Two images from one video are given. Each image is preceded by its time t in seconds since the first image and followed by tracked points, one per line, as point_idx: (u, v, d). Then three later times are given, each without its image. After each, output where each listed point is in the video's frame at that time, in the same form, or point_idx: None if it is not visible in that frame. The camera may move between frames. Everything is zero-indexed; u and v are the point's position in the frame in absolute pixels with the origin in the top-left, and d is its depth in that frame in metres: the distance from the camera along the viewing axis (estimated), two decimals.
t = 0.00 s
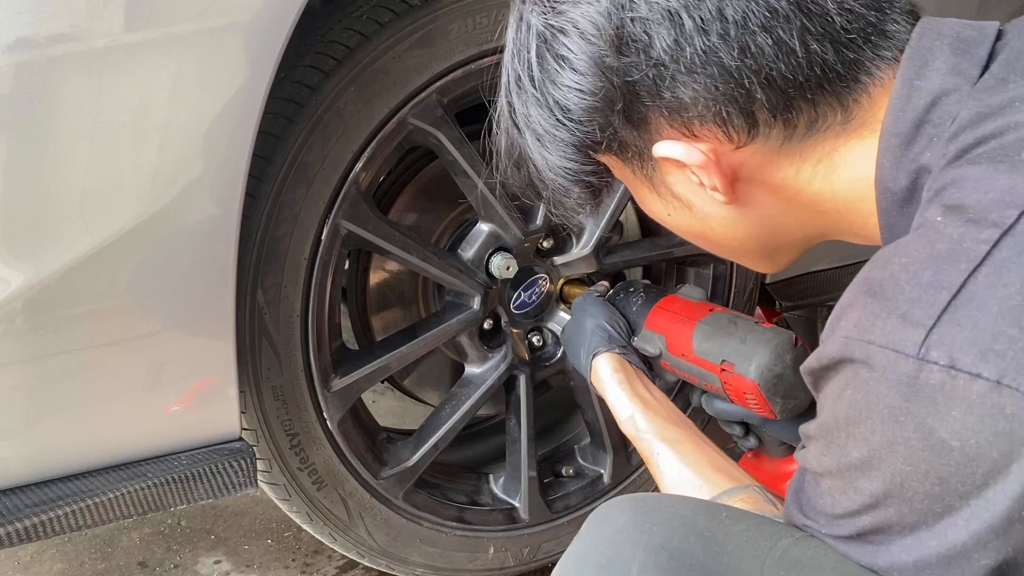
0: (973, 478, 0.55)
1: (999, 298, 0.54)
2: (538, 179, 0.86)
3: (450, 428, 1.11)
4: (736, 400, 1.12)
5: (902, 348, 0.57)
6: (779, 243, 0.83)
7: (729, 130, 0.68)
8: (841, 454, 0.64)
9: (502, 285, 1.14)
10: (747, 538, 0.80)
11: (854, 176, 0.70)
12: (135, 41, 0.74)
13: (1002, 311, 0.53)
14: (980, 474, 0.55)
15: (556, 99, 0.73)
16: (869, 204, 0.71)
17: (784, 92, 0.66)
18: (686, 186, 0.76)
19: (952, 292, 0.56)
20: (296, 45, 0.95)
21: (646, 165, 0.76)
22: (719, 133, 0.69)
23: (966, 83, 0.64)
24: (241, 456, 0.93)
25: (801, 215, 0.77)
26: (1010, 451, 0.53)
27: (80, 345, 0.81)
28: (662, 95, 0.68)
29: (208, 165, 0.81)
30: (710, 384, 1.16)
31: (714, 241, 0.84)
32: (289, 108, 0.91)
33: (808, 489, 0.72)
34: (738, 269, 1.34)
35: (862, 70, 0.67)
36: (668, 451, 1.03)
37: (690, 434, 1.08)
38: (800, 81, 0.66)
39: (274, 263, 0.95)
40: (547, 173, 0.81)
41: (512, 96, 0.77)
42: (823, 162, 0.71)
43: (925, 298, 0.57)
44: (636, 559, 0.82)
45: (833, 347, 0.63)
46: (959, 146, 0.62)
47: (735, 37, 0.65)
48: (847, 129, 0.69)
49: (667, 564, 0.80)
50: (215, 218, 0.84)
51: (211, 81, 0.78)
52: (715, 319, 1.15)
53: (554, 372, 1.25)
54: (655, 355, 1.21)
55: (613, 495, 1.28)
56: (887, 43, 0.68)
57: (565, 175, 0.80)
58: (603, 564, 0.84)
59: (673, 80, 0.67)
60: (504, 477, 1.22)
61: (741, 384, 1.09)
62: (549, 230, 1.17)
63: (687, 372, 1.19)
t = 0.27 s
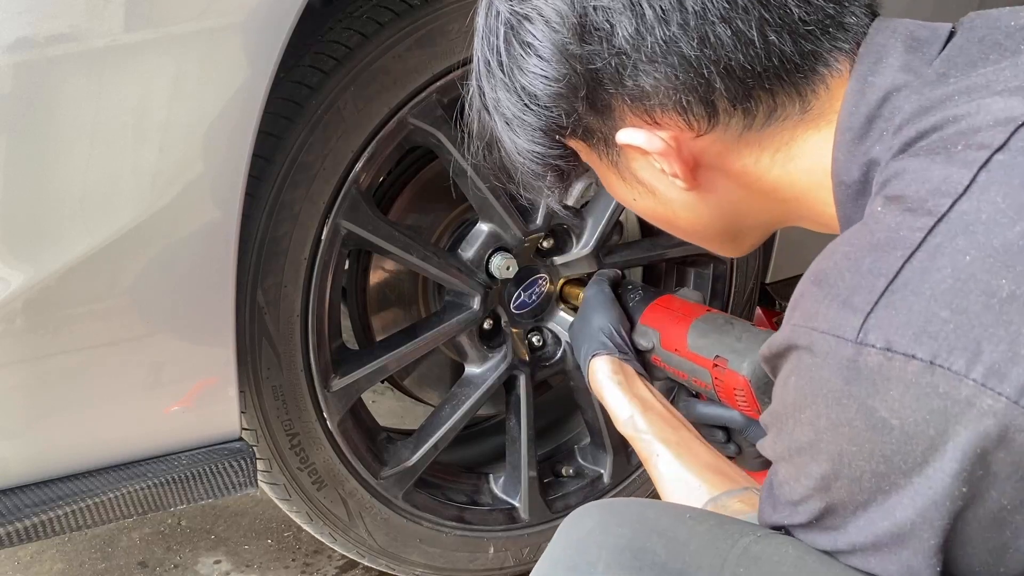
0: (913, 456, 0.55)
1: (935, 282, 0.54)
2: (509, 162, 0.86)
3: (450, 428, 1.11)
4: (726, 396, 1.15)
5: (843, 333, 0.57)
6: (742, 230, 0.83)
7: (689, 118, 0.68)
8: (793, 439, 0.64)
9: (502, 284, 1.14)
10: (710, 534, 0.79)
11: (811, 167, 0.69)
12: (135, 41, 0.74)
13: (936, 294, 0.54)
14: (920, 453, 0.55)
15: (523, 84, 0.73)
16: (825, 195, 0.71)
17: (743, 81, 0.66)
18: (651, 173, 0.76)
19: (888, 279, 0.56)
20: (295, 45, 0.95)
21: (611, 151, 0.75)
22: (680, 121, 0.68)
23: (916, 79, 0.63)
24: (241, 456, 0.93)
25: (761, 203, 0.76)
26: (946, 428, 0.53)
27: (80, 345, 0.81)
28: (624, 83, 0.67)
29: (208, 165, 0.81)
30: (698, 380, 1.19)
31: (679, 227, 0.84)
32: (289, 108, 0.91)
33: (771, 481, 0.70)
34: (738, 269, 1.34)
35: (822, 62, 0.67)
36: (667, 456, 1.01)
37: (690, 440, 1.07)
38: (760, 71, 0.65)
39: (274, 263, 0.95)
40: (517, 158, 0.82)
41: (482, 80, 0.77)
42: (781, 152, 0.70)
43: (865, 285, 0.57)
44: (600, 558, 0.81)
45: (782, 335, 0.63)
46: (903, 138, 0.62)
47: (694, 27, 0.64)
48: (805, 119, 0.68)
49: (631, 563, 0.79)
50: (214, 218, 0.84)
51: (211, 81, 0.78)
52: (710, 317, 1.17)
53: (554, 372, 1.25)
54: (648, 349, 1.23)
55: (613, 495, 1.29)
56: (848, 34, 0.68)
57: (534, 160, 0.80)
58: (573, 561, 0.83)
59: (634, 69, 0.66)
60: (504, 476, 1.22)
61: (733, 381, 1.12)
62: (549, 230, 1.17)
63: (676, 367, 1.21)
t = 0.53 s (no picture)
0: (907, 459, 0.55)
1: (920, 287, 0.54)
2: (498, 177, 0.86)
3: (449, 428, 1.11)
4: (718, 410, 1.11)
5: (833, 338, 0.57)
6: (730, 237, 0.83)
7: (675, 135, 0.68)
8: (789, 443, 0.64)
9: (501, 285, 1.14)
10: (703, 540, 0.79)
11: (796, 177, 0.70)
12: (135, 41, 0.73)
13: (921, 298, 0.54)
14: (912, 456, 0.55)
15: (508, 105, 0.73)
16: (808, 204, 0.71)
17: (726, 97, 0.66)
18: (638, 187, 0.76)
19: (875, 283, 0.56)
20: (296, 44, 0.95)
21: (599, 166, 0.75)
22: (666, 138, 0.68)
23: (897, 87, 0.64)
24: (241, 456, 0.93)
25: (747, 212, 0.77)
26: (937, 431, 0.53)
27: (80, 345, 0.81)
28: (609, 102, 0.67)
29: (207, 165, 0.81)
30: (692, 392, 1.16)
31: (668, 237, 0.84)
32: (289, 107, 0.91)
33: (767, 485, 0.71)
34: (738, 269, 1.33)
35: (803, 72, 0.67)
36: (660, 454, 1.04)
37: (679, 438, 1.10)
38: (743, 86, 0.65)
39: (274, 263, 0.95)
40: (505, 176, 0.82)
41: (467, 101, 0.77)
42: (765, 163, 0.70)
43: (853, 290, 0.58)
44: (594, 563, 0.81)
45: (774, 342, 0.63)
46: (886, 146, 0.62)
47: (676, 45, 0.64)
48: (788, 131, 0.68)
49: (625, 569, 0.79)
50: (214, 218, 0.83)
51: (211, 80, 0.78)
52: (698, 327, 1.13)
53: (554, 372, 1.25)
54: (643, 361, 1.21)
55: (612, 495, 1.29)
56: (827, 45, 0.68)
57: (523, 178, 0.80)
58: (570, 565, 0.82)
59: (618, 88, 0.66)
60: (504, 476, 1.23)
61: (720, 394, 1.09)
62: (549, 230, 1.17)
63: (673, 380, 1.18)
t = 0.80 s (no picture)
0: (914, 431, 0.56)
1: (941, 257, 0.55)
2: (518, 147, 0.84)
3: (449, 428, 1.11)
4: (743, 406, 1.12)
5: (846, 305, 0.58)
6: (754, 222, 0.81)
7: (709, 100, 0.67)
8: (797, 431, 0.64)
9: (502, 284, 1.14)
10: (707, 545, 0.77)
11: (829, 153, 0.68)
12: (135, 41, 0.73)
13: (942, 268, 0.54)
14: (918, 427, 0.55)
15: (537, 62, 0.71)
16: (840, 182, 0.69)
17: (766, 62, 0.65)
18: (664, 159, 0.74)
19: (895, 252, 0.57)
20: (297, 43, 0.95)
21: (624, 136, 0.74)
22: (700, 101, 0.67)
23: (937, 62, 0.62)
24: (241, 456, 0.93)
25: (775, 193, 0.75)
26: (943, 402, 0.54)
27: (80, 345, 0.81)
28: (643, 60, 0.67)
29: (208, 164, 0.81)
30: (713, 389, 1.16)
31: (690, 218, 0.82)
32: (290, 106, 0.91)
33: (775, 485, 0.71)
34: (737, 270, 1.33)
35: (845, 43, 0.65)
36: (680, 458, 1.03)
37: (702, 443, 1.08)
38: (783, 51, 0.64)
39: (274, 263, 0.95)
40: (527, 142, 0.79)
41: (493, 59, 0.75)
42: (798, 136, 0.68)
43: (871, 257, 0.58)
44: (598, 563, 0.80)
45: (787, 308, 0.64)
46: (922, 120, 0.60)
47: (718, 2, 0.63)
48: (824, 105, 0.67)
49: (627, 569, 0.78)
50: (214, 217, 0.83)
51: (211, 80, 0.78)
52: (719, 324, 1.14)
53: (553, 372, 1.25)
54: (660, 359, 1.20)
55: (612, 495, 1.29)
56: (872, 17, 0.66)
57: (546, 146, 0.78)
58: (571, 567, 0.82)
59: (655, 45, 0.65)
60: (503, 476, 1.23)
61: (749, 391, 1.09)
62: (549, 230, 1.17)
63: (692, 377, 1.18)
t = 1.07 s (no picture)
0: (966, 433, 0.55)
1: (987, 250, 0.54)
2: (544, 118, 0.84)
3: (450, 428, 1.11)
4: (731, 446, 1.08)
5: (889, 304, 0.57)
6: (777, 199, 0.81)
7: (737, 70, 0.67)
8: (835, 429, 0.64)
9: (502, 285, 1.14)
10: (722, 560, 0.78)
11: (854, 133, 0.69)
12: (135, 41, 0.74)
13: (988, 261, 0.54)
14: (970, 430, 0.55)
15: (564, 26, 0.71)
16: (865, 163, 0.71)
17: (797, 33, 0.64)
18: (689, 129, 0.74)
19: (938, 248, 0.56)
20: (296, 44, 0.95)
21: (649, 105, 0.74)
22: (727, 71, 0.67)
23: (970, 46, 0.63)
24: (241, 456, 0.93)
25: (800, 166, 0.75)
26: (996, 403, 0.53)
27: (80, 345, 0.81)
28: (671, 26, 0.66)
29: (208, 164, 0.81)
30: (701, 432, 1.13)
31: (712, 194, 0.82)
32: (289, 107, 0.92)
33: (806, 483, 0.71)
34: (737, 270, 1.33)
35: (876, 19, 0.65)
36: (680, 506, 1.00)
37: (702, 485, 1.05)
38: (814, 22, 0.64)
39: (274, 263, 0.95)
40: (553, 108, 0.80)
41: (519, 25, 0.76)
42: (826, 113, 0.69)
43: (912, 255, 0.57)
44: None
45: (822, 310, 0.63)
46: (952, 107, 0.61)
47: None
48: (854, 82, 0.67)
49: None
50: (214, 218, 0.83)
51: (212, 80, 0.78)
52: (700, 364, 1.13)
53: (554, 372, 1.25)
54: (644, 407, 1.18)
55: (613, 496, 1.29)
56: None
57: (570, 112, 0.79)
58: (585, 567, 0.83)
59: (684, 11, 0.65)
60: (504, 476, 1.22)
61: (736, 430, 1.06)
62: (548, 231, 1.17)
63: (678, 421, 1.15)
